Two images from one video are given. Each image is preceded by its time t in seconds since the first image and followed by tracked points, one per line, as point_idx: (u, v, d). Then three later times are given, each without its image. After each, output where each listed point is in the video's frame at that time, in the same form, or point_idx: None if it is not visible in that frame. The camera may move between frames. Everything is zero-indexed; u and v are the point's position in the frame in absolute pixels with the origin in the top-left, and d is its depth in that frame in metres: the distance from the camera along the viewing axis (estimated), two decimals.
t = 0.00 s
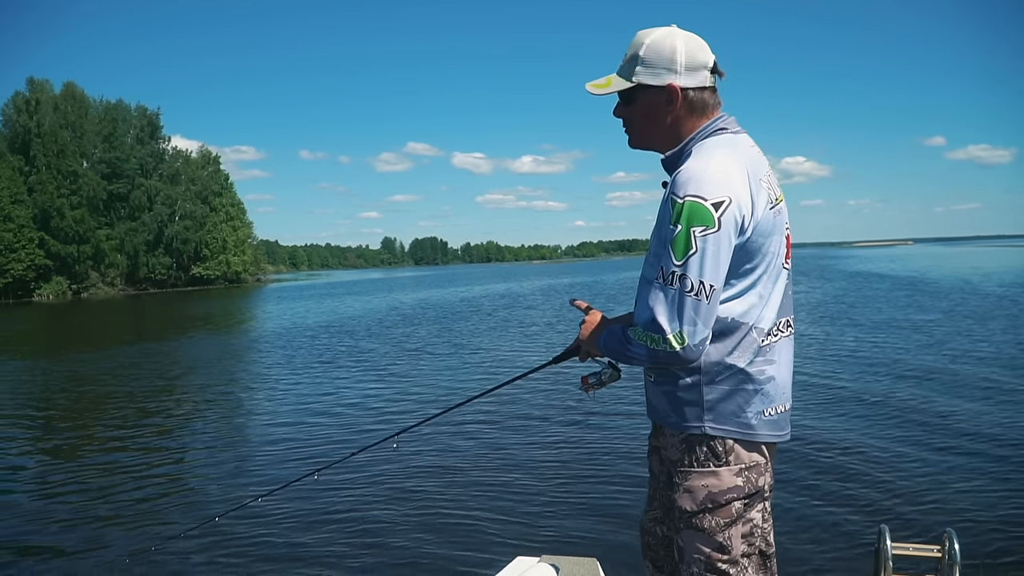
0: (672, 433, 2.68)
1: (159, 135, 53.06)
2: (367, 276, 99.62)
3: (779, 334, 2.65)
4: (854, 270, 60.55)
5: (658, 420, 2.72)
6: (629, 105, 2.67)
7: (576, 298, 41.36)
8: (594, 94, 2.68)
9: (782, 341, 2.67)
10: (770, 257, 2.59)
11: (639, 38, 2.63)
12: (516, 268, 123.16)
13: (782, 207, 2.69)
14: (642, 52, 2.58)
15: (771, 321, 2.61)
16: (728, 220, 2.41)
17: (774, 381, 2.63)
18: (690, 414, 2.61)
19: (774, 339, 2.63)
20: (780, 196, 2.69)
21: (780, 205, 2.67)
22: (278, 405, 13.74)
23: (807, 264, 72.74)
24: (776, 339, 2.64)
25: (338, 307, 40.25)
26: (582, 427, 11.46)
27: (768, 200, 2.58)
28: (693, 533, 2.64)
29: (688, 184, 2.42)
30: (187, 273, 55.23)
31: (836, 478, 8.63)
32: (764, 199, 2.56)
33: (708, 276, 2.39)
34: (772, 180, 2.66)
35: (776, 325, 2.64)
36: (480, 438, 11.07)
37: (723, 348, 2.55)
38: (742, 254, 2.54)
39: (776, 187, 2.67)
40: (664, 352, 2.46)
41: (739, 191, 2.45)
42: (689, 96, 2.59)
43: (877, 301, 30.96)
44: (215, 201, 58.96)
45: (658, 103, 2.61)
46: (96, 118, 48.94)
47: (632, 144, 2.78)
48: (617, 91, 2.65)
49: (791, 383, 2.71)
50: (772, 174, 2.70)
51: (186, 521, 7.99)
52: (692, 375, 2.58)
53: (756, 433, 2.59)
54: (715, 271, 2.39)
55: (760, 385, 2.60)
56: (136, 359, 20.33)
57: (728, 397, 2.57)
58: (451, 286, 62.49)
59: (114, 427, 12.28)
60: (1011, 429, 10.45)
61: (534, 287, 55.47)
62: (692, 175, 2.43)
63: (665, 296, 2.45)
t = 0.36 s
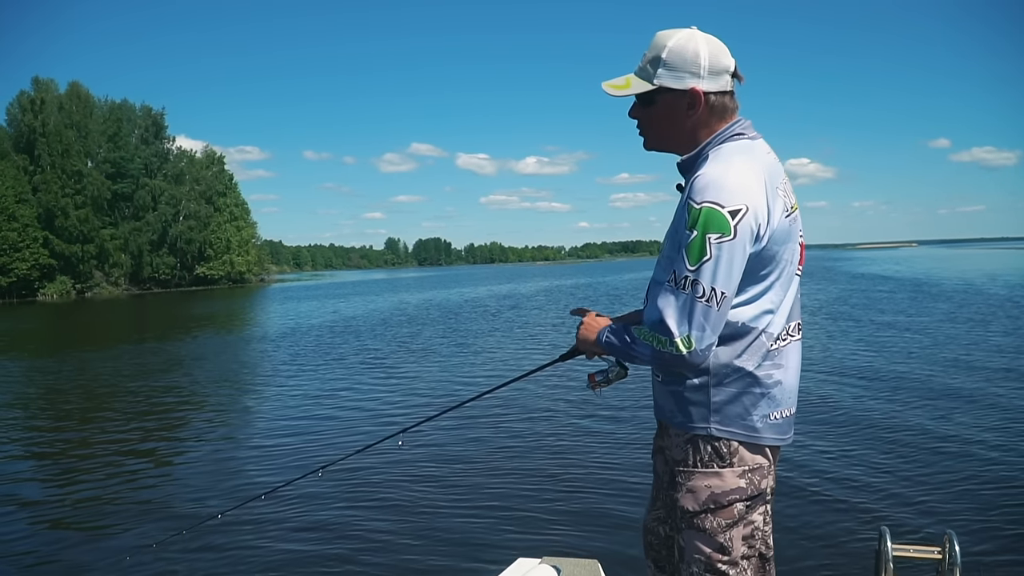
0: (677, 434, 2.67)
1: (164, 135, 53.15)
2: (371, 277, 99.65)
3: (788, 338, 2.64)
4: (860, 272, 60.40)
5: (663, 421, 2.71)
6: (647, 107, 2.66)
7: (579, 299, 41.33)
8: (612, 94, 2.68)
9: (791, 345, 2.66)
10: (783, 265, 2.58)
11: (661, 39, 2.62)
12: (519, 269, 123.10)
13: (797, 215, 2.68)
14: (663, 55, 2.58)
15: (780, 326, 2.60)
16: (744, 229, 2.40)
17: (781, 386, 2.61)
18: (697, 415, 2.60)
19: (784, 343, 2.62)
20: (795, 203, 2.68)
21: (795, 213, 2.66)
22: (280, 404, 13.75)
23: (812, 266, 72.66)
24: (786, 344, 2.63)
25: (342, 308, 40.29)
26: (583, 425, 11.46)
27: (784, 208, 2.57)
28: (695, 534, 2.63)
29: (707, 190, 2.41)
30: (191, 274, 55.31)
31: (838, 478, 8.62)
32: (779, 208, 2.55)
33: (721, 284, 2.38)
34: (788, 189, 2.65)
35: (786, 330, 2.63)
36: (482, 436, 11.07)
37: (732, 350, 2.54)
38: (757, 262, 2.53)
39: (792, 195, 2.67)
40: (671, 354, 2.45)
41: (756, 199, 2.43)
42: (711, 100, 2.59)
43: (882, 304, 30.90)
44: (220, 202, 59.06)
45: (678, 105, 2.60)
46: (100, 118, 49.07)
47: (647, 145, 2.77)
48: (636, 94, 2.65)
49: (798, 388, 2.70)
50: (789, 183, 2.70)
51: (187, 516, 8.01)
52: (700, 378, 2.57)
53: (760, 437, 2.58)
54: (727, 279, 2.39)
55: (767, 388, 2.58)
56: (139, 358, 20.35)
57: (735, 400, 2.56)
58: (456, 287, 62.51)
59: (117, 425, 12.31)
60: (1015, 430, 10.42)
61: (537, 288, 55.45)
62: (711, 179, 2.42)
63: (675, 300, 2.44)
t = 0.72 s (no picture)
0: (679, 432, 2.65)
1: (166, 137, 53.18)
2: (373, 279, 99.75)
3: (793, 345, 2.62)
4: (862, 275, 60.30)
5: (665, 417, 2.69)
6: (685, 112, 2.59)
7: (581, 301, 41.27)
8: (647, 99, 2.61)
9: (797, 352, 2.64)
10: (793, 276, 2.55)
11: (697, 41, 2.54)
12: (521, 272, 122.98)
13: (817, 231, 2.64)
14: (701, 60, 2.50)
15: (787, 334, 2.57)
16: (750, 231, 2.38)
17: (782, 391, 2.59)
18: (697, 414, 2.58)
19: (788, 349, 2.59)
20: (816, 220, 2.64)
21: (814, 230, 2.62)
22: (281, 404, 13.73)
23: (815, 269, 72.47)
24: (791, 350, 2.61)
25: (345, 309, 40.31)
26: (584, 426, 11.42)
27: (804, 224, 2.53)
28: (695, 532, 2.60)
29: (725, 187, 2.38)
30: (193, 275, 55.33)
31: (840, 480, 8.58)
32: (798, 224, 2.52)
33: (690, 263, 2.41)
34: (811, 203, 2.61)
35: (791, 338, 2.60)
36: (483, 437, 11.04)
37: (736, 353, 2.52)
38: (768, 270, 2.50)
39: (814, 210, 2.62)
40: (605, 277, 2.57)
41: (773, 207, 2.40)
42: (750, 105, 2.53)
43: (885, 306, 30.82)
44: (222, 203, 59.13)
45: (715, 111, 2.54)
46: (103, 119, 49.17)
47: (680, 150, 2.71)
48: (672, 99, 2.57)
49: (800, 394, 2.67)
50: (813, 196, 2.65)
51: (186, 517, 7.99)
52: (701, 374, 2.56)
53: (760, 438, 2.56)
54: (701, 261, 2.41)
55: (770, 392, 2.56)
56: (141, 358, 20.35)
57: (735, 400, 2.53)
58: (458, 289, 62.49)
59: (118, 425, 12.30)
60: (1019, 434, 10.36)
61: (539, 291, 55.34)
62: (733, 181, 2.39)
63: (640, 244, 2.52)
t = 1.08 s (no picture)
0: (679, 434, 2.64)
1: (167, 139, 53.22)
2: (374, 282, 99.77)
3: (791, 348, 2.62)
4: (863, 278, 60.27)
5: (665, 419, 2.69)
6: (678, 120, 2.60)
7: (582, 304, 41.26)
8: (640, 111, 2.62)
9: (794, 355, 2.64)
10: (790, 279, 2.54)
11: (684, 51, 2.56)
12: (522, 275, 122.88)
13: (813, 234, 2.64)
14: (690, 67, 2.53)
15: (785, 337, 2.57)
16: (747, 236, 2.38)
17: (781, 393, 2.58)
18: (695, 416, 2.57)
19: (787, 352, 2.59)
20: (813, 223, 2.64)
21: (811, 232, 2.62)
22: (280, 406, 13.71)
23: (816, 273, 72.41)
24: (789, 353, 2.60)
25: (345, 312, 40.29)
26: (583, 428, 11.41)
27: (800, 227, 2.53)
28: (695, 533, 2.60)
29: (720, 193, 2.38)
30: (193, 278, 55.30)
31: (839, 482, 8.58)
32: (795, 227, 2.51)
33: (694, 272, 2.40)
34: (808, 205, 2.61)
35: (790, 341, 2.60)
36: (481, 438, 11.04)
37: (733, 355, 2.51)
38: (765, 272, 2.49)
39: (811, 212, 2.63)
40: (614, 299, 2.54)
41: (769, 211, 2.40)
42: (741, 108, 2.55)
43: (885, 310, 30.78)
44: (223, 206, 59.17)
45: (707, 118, 2.56)
46: (104, 122, 49.24)
47: (677, 157, 2.72)
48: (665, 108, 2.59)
49: (798, 397, 2.66)
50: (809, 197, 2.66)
51: (184, 519, 8.01)
52: (700, 377, 2.55)
53: (758, 441, 2.55)
54: (706, 269, 2.39)
55: (767, 395, 2.55)
56: (141, 361, 20.35)
57: (733, 403, 2.53)
58: (459, 292, 62.46)
59: (117, 428, 12.30)
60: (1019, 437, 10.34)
61: (540, 294, 55.26)
62: (730, 186, 2.39)
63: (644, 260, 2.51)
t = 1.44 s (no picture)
0: (676, 441, 2.62)
1: (167, 144, 53.28)
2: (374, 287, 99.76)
3: (787, 351, 2.60)
4: (863, 283, 60.27)
5: (662, 426, 2.67)
6: (680, 111, 2.60)
7: (580, 308, 41.28)
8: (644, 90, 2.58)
9: (790, 357, 2.62)
10: (782, 277, 2.55)
11: (691, 43, 2.61)
12: (522, 279, 123.01)
13: (801, 227, 2.64)
14: (701, 58, 2.57)
15: (780, 338, 2.56)
16: (744, 238, 2.38)
17: (778, 398, 2.56)
18: (693, 422, 2.55)
19: (783, 354, 2.58)
20: (798, 217, 2.65)
21: (797, 227, 2.63)
22: (279, 411, 13.69)
23: (815, 278, 72.39)
24: (784, 355, 2.59)
25: (344, 317, 40.29)
26: (580, 432, 11.43)
27: (787, 223, 2.54)
28: (692, 539, 2.59)
29: (710, 200, 2.38)
30: (192, 282, 55.29)
31: (835, 485, 8.61)
32: (783, 223, 2.52)
33: (716, 289, 2.36)
34: (790, 201, 2.63)
35: (785, 342, 2.58)
36: (479, 442, 11.06)
37: (730, 359, 2.49)
38: (755, 273, 2.50)
39: (795, 207, 2.64)
40: (664, 361, 2.43)
41: (756, 211, 2.41)
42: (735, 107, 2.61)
43: (885, 315, 30.78)
44: (222, 211, 59.21)
45: (709, 110, 2.59)
46: (104, 127, 49.31)
47: (660, 152, 2.71)
48: (671, 93, 2.57)
49: (795, 400, 2.65)
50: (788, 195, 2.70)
51: (183, 523, 8.02)
52: (698, 387, 2.53)
53: (757, 446, 2.53)
54: (723, 285, 2.36)
55: (764, 399, 2.54)
56: (140, 366, 20.29)
57: (733, 410, 2.51)
58: (459, 297, 62.47)
59: (117, 433, 12.28)
60: (1018, 442, 10.33)
61: (539, 298, 55.34)
62: (712, 191, 2.40)
63: (672, 304, 2.42)
